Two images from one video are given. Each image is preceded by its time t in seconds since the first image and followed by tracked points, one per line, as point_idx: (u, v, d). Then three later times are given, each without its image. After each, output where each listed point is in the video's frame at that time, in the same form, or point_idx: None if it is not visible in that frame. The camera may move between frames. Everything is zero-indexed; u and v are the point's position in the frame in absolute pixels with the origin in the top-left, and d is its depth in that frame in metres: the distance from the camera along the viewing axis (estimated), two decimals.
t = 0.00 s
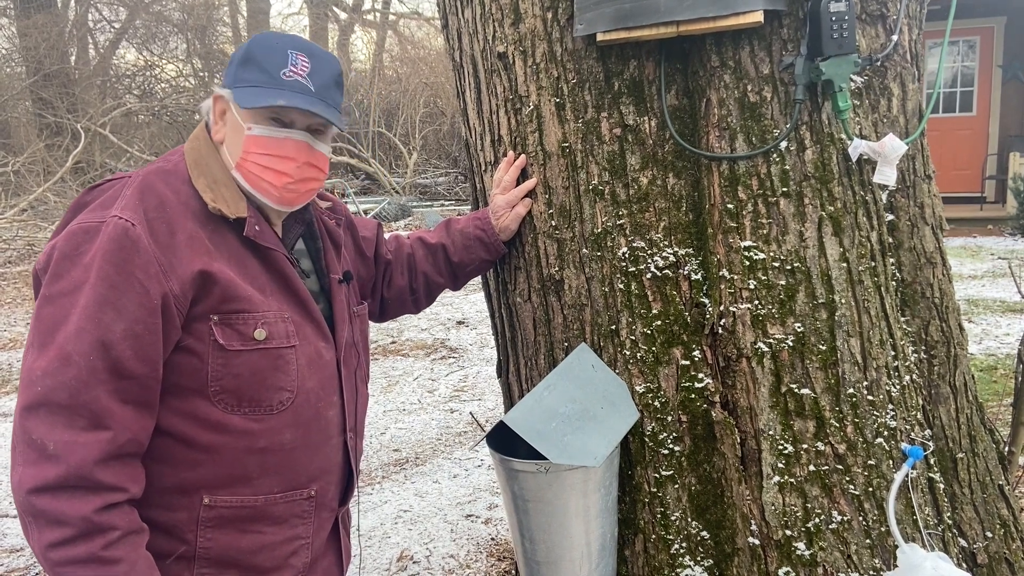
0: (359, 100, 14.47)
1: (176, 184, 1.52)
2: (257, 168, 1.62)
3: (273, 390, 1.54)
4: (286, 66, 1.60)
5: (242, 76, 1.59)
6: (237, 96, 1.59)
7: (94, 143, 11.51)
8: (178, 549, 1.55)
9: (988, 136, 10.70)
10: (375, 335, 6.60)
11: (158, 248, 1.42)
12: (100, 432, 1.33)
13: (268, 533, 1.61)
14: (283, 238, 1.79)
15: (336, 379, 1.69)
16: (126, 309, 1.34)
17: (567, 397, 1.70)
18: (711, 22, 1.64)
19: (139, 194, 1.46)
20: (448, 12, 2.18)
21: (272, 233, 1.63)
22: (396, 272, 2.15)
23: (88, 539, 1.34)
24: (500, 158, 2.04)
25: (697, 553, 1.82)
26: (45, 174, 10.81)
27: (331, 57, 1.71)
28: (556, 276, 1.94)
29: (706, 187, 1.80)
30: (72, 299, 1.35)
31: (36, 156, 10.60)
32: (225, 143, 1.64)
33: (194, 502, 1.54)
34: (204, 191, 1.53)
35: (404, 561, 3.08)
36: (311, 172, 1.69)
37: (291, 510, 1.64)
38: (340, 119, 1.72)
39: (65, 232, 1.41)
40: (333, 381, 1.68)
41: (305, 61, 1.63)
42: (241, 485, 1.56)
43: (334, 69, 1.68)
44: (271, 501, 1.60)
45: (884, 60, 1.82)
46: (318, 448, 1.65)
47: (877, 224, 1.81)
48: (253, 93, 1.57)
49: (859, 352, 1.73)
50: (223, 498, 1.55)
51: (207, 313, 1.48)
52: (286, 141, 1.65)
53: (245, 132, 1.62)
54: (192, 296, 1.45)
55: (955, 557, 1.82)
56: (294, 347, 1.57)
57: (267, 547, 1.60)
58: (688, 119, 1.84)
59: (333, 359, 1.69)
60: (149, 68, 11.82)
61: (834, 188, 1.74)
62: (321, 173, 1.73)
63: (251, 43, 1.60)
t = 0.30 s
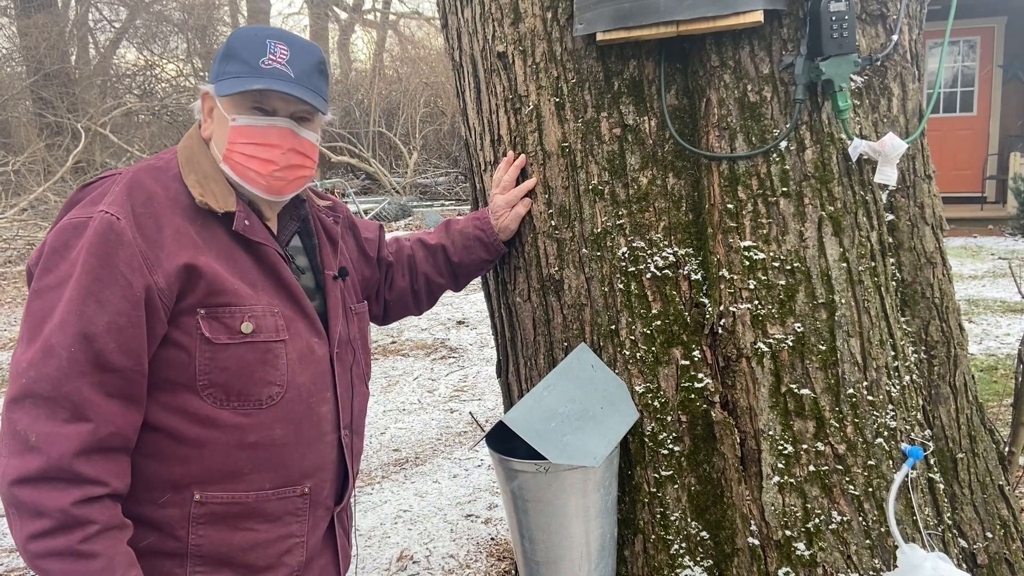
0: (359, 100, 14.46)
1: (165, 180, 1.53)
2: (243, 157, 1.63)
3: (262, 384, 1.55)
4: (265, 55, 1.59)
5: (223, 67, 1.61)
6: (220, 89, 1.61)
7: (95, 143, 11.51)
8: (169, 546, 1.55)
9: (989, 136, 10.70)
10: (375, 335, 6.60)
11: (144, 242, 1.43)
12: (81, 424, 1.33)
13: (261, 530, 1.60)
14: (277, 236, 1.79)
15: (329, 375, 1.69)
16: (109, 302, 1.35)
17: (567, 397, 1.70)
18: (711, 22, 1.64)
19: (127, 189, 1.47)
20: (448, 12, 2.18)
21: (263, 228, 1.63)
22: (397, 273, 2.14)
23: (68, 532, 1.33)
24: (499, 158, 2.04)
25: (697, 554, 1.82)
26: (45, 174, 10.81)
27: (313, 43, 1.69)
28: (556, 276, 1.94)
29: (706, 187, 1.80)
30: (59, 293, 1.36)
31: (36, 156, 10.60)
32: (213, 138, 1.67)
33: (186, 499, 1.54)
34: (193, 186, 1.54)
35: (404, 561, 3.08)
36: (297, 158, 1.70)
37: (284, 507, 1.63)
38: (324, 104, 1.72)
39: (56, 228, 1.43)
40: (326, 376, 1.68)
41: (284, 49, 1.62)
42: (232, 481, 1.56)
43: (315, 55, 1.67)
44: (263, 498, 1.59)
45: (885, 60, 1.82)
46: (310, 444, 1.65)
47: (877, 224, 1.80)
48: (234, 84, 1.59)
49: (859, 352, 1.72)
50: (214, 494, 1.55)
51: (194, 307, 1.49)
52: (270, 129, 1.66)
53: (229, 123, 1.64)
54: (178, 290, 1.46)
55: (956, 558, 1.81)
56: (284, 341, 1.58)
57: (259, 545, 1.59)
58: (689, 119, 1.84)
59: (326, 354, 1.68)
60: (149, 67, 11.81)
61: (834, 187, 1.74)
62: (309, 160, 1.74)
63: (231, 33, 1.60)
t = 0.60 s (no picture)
0: (360, 100, 14.47)
1: (163, 179, 1.54)
2: (239, 157, 1.63)
3: (259, 383, 1.55)
4: (256, 54, 1.59)
5: (216, 68, 1.61)
6: (213, 89, 1.61)
7: (95, 143, 11.51)
8: (168, 545, 1.55)
9: (989, 137, 10.70)
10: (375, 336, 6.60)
11: (138, 241, 1.43)
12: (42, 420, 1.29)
13: (260, 529, 1.60)
14: (278, 235, 1.79)
15: (328, 374, 1.69)
16: (90, 301, 1.34)
17: (568, 397, 1.70)
18: (713, 22, 1.64)
19: (124, 189, 1.48)
20: (450, 13, 2.18)
21: (261, 228, 1.63)
22: (399, 273, 2.14)
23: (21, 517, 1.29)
24: (501, 159, 2.04)
25: (698, 554, 1.82)
26: (46, 174, 10.81)
27: (304, 41, 1.70)
28: (557, 276, 1.94)
29: (708, 187, 1.80)
30: (50, 292, 1.37)
31: (36, 156, 10.59)
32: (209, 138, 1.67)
33: (185, 497, 1.54)
34: (191, 186, 1.55)
35: (404, 561, 3.08)
36: (292, 157, 1.71)
37: (282, 506, 1.63)
38: (318, 101, 1.72)
39: (54, 228, 1.44)
40: (325, 376, 1.68)
41: (275, 47, 1.62)
42: (230, 480, 1.56)
43: (307, 52, 1.67)
44: (261, 496, 1.59)
45: (886, 61, 1.82)
46: (309, 443, 1.65)
47: (878, 225, 1.81)
48: (227, 83, 1.59)
49: (860, 353, 1.73)
50: (212, 493, 1.55)
51: (190, 306, 1.49)
52: (264, 128, 1.67)
53: (225, 123, 1.64)
54: (172, 291, 1.46)
55: (956, 558, 1.82)
56: (281, 340, 1.58)
57: (257, 543, 1.60)
58: (690, 120, 1.84)
59: (325, 353, 1.68)
60: (150, 67, 11.81)
61: (835, 188, 1.74)
62: (304, 158, 1.74)
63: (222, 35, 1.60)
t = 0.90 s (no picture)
0: (360, 100, 14.47)
1: (160, 180, 1.55)
2: (235, 156, 1.63)
3: (256, 384, 1.55)
4: (249, 51, 1.60)
5: (210, 67, 1.62)
6: (208, 88, 1.62)
7: (96, 143, 11.51)
8: (168, 545, 1.56)
9: (989, 137, 10.71)
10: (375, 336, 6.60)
11: (133, 241, 1.44)
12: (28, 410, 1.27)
13: (258, 530, 1.60)
14: (278, 236, 1.79)
15: (326, 374, 1.69)
16: (83, 299, 1.34)
17: (568, 398, 1.70)
18: (714, 23, 1.64)
19: (121, 189, 1.49)
20: (451, 14, 2.19)
21: (259, 228, 1.63)
22: (400, 273, 2.15)
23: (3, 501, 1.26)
24: (501, 159, 2.05)
25: (699, 554, 1.82)
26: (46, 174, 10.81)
27: (300, 38, 1.70)
28: (558, 276, 1.94)
29: (709, 188, 1.80)
30: (44, 289, 1.37)
31: (37, 156, 10.59)
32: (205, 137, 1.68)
33: (183, 498, 1.55)
34: (188, 186, 1.55)
35: (405, 561, 3.08)
36: (288, 154, 1.70)
37: (281, 507, 1.63)
38: (314, 98, 1.72)
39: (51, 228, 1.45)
40: (323, 376, 1.68)
41: (269, 44, 1.62)
42: (229, 481, 1.56)
43: (301, 48, 1.67)
44: (259, 497, 1.59)
45: (887, 61, 1.82)
46: (308, 444, 1.65)
47: (879, 225, 1.81)
48: (220, 81, 1.60)
49: (861, 353, 1.73)
50: (211, 494, 1.55)
51: (186, 307, 1.50)
52: (258, 125, 1.67)
53: (220, 122, 1.65)
54: (167, 291, 1.47)
55: (957, 558, 1.82)
56: (279, 341, 1.58)
57: (256, 545, 1.60)
58: (691, 120, 1.84)
59: (323, 354, 1.68)
60: (150, 67, 11.81)
61: (836, 188, 1.74)
62: (301, 155, 1.74)
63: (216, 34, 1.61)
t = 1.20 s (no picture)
0: (360, 100, 14.47)
1: (160, 180, 1.55)
2: (237, 158, 1.64)
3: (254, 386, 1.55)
4: (254, 53, 1.60)
5: (214, 69, 1.62)
6: (211, 89, 1.62)
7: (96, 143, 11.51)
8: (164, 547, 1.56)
9: (989, 137, 10.70)
10: (375, 336, 6.60)
11: (134, 243, 1.44)
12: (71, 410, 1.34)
13: (254, 532, 1.61)
14: (278, 237, 1.79)
15: (324, 376, 1.69)
16: (91, 302, 1.35)
17: (569, 398, 1.69)
18: (715, 24, 1.64)
19: (120, 190, 1.49)
20: (452, 14, 2.18)
21: (259, 229, 1.63)
22: (401, 274, 2.15)
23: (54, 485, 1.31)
24: (502, 160, 2.05)
25: (700, 555, 1.82)
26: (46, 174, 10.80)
27: (304, 41, 1.70)
28: (559, 277, 1.94)
29: (710, 188, 1.80)
30: (47, 292, 1.37)
31: (37, 156, 10.59)
32: (208, 138, 1.68)
33: (180, 500, 1.55)
34: (187, 186, 1.55)
35: (405, 561, 3.08)
36: (291, 157, 1.70)
37: (277, 510, 1.63)
38: (317, 102, 1.72)
39: (50, 229, 1.45)
40: (321, 378, 1.68)
41: (274, 47, 1.63)
42: (225, 484, 1.56)
43: (306, 52, 1.68)
44: (255, 500, 1.59)
45: (888, 61, 1.82)
46: (304, 447, 1.64)
47: (880, 226, 1.81)
48: (224, 83, 1.59)
49: (862, 353, 1.73)
50: (207, 496, 1.55)
51: (186, 308, 1.50)
52: (262, 128, 1.67)
53: (223, 124, 1.65)
54: (168, 292, 1.47)
55: (958, 559, 1.82)
56: (277, 343, 1.58)
57: (251, 548, 1.60)
58: (692, 121, 1.84)
59: (321, 356, 1.68)
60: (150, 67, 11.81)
61: (837, 189, 1.74)
62: (303, 158, 1.74)
63: (221, 35, 1.61)
